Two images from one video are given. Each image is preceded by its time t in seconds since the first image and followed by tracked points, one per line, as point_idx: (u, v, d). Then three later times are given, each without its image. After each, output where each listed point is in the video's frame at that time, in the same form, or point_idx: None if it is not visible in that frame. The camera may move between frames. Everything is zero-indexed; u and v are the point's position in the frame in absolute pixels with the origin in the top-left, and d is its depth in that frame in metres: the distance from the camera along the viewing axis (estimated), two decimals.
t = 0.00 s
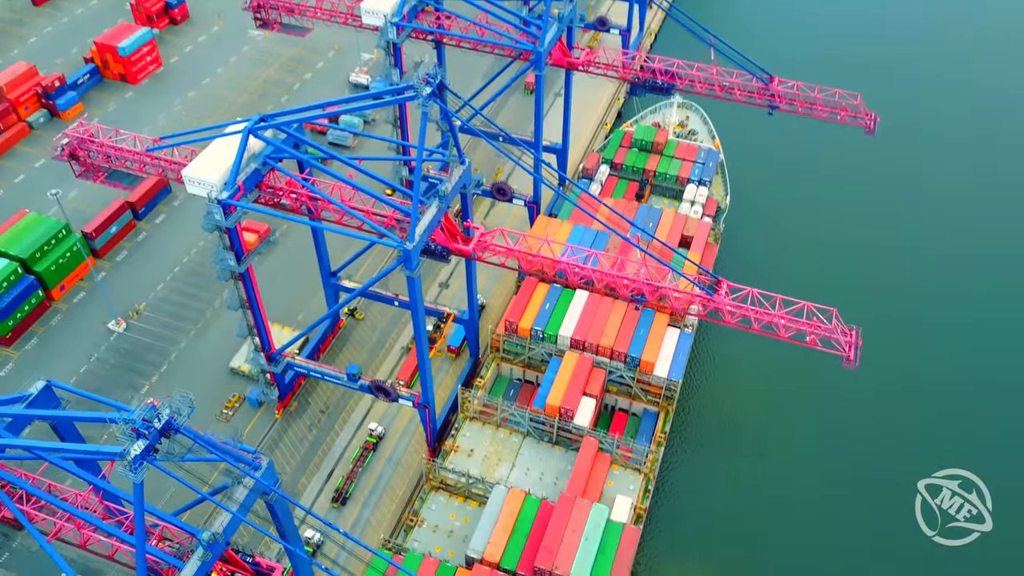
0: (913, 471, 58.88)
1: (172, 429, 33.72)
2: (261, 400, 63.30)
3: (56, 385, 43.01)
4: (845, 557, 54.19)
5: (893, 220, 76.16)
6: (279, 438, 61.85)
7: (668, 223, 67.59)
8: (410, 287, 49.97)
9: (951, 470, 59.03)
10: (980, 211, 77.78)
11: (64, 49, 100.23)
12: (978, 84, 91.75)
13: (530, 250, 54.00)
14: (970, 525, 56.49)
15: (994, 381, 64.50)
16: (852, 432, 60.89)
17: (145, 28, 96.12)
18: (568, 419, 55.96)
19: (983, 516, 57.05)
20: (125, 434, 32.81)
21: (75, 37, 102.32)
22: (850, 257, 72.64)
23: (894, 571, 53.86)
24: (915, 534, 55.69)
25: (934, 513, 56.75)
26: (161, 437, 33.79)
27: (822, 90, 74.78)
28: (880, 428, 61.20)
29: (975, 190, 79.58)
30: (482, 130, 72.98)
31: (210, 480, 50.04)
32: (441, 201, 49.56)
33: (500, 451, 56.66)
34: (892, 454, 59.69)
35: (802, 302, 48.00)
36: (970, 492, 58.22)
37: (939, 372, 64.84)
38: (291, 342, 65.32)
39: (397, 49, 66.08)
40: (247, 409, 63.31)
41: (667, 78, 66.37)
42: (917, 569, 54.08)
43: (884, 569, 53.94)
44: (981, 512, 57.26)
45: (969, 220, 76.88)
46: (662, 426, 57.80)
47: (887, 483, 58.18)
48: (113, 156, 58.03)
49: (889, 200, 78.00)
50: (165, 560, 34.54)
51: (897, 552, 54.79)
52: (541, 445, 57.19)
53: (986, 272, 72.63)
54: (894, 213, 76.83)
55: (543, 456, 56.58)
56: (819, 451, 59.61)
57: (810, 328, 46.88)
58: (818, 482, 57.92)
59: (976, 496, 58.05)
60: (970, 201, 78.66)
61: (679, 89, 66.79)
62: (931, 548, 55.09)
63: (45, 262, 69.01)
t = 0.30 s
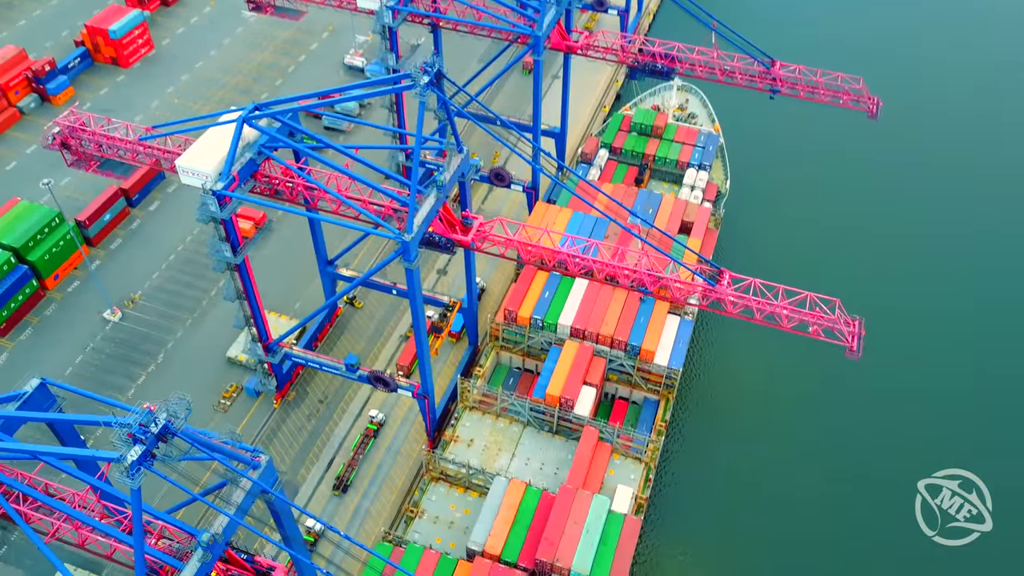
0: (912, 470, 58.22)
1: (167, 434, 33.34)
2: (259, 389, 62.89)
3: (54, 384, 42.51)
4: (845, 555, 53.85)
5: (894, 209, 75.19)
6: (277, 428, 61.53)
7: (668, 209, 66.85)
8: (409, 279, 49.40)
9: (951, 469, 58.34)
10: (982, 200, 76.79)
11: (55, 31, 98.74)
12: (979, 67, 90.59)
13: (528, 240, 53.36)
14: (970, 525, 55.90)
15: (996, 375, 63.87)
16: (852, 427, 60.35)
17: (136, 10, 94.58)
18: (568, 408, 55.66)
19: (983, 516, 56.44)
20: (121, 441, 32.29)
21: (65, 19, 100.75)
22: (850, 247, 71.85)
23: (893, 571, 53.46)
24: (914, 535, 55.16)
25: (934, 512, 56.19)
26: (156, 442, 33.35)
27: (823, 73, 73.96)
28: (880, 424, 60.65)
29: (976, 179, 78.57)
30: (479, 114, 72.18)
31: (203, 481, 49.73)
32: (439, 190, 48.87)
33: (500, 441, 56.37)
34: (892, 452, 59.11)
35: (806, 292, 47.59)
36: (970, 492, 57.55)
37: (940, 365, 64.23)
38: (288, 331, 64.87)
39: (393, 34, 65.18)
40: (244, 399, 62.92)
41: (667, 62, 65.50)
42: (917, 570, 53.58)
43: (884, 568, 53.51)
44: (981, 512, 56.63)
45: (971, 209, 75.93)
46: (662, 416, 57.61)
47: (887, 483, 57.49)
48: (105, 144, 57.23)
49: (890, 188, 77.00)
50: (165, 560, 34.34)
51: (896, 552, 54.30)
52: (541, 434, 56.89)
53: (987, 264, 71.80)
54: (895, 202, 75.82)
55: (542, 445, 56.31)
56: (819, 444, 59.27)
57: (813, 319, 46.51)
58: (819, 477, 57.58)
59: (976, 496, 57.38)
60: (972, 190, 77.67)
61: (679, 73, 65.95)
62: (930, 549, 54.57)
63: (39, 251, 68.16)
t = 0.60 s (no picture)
0: (911, 470, 57.54)
1: (165, 441, 32.97)
2: (256, 380, 62.41)
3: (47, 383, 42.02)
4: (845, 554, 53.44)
5: (894, 198, 74.29)
6: (274, 419, 61.15)
7: (666, 193, 66.22)
8: (406, 270, 48.86)
9: (951, 470, 57.63)
10: (982, 188, 75.89)
11: (42, 14, 97.03)
12: (979, 51, 89.49)
13: (526, 230, 52.86)
14: (970, 526, 55.25)
15: (996, 377, 62.81)
16: (851, 425, 59.65)
17: None
18: (568, 397, 55.41)
19: (983, 516, 55.76)
20: (117, 448, 31.86)
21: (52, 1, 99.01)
22: (850, 235, 71.08)
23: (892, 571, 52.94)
24: (913, 534, 54.60)
25: (933, 513, 55.56)
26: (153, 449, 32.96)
27: (823, 56, 73.19)
28: (880, 419, 60.10)
29: (976, 167, 77.67)
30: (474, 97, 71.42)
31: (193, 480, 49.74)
32: (435, 180, 48.17)
33: (499, 431, 56.05)
34: (892, 449, 58.53)
35: (807, 281, 47.24)
36: (970, 492, 56.83)
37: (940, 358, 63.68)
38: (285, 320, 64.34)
39: (387, 17, 64.16)
40: (241, 390, 62.51)
41: (665, 45, 64.66)
42: (916, 570, 53.09)
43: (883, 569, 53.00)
44: (981, 512, 55.94)
45: (971, 198, 75.04)
46: (661, 404, 57.44)
47: (886, 482, 56.90)
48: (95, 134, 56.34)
49: (889, 176, 76.06)
50: (164, 563, 34.05)
51: (895, 552, 53.77)
52: (541, 424, 56.57)
53: (987, 255, 71.01)
54: (894, 191, 74.84)
55: (542, 435, 55.98)
56: (819, 435, 59.03)
57: (814, 309, 46.22)
58: (820, 472, 57.16)
59: (976, 496, 56.66)
60: (972, 178, 76.77)
61: (678, 56, 65.16)
62: (929, 549, 54.01)
63: (30, 241, 67.20)
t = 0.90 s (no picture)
0: (911, 470, 57.00)
1: (160, 450, 32.84)
2: (250, 372, 61.87)
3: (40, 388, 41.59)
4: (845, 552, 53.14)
5: (893, 186, 73.41)
6: (269, 411, 60.70)
7: (662, 178, 65.55)
8: (400, 262, 48.24)
9: (951, 470, 57.06)
10: (980, 176, 75.08)
11: None
12: (976, 34, 88.41)
13: (521, 219, 52.32)
14: (970, 526, 54.77)
15: (994, 369, 62.33)
16: (850, 422, 59.07)
17: None
18: (565, 386, 55.15)
19: (983, 516, 55.25)
20: (112, 459, 31.63)
21: None
22: (847, 224, 70.29)
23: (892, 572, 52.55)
24: (912, 534, 54.18)
25: (933, 513, 55.09)
26: (147, 459, 32.79)
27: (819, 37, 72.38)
28: (878, 415, 59.53)
29: (974, 154, 76.84)
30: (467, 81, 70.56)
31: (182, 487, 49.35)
32: (429, 170, 47.40)
33: (496, 422, 55.70)
34: (892, 445, 58.09)
35: (805, 270, 47.06)
36: (970, 492, 56.29)
37: (938, 351, 63.15)
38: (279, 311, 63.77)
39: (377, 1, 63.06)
40: (236, 383, 61.97)
41: (660, 28, 63.70)
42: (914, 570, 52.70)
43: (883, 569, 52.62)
44: (981, 512, 55.43)
45: (968, 186, 74.24)
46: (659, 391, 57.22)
47: (885, 481, 56.43)
48: (81, 125, 55.39)
49: (887, 163, 75.20)
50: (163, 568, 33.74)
51: (895, 552, 53.34)
52: (538, 414, 56.24)
53: (985, 244, 70.31)
54: (891, 180, 73.89)
55: (540, 425, 55.65)
56: (817, 426, 58.75)
57: (812, 298, 46.06)
58: (818, 467, 56.83)
59: (976, 496, 56.13)
60: (969, 166, 75.96)
61: (672, 38, 64.25)
62: (929, 550, 53.57)
63: (17, 233, 66.12)
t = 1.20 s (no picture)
0: (911, 470, 56.64)
1: (154, 460, 32.48)
2: (242, 366, 61.29)
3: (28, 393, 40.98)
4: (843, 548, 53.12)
5: (887, 173, 72.78)
6: (263, 405, 60.21)
7: (655, 162, 64.94)
8: (393, 256, 47.59)
9: (951, 470, 56.71)
10: (974, 164, 74.46)
11: None
12: (970, 15, 87.53)
13: (514, 208, 51.77)
14: (970, 526, 54.57)
15: (989, 361, 62.13)
16: (849, 417, 58.80)
17: None
18: (560, 374, 54.86)
19: (983, 516, 55.04)
20: (105, 472, 31.25)
21: None
22: (841, 211, 69.78)
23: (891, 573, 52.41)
24: (911, 535, 53.99)
25: (933, 513, 54.87)
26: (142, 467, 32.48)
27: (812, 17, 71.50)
28: (875, 407, 59.37)
29: (968, 141, 76.16)
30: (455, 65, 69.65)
31: (169, 495, 49.03)
32: (420, 162, 46.66)
33: (492, 412, 55.40)
34: (890, 440, 57.88)
35: (802, 257, 46.77)
36: (970, 492, 56.00)
37: (936, 344, 62.78)
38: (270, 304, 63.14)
39: None
40: (228, 376, 61.44)
41: (651, 9, 62.47)
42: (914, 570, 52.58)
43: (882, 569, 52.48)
44: (981, 512, 55.21)
45: (963, 173, 73.64)
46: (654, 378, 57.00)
47: (884, 479, 56.19)
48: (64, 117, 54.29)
49: (880, 149, 74.52)
50: None
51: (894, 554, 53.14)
52: (534, 403, 55.94)
53: (981, 233, 69.76)
54: (887, 168, 73.15)
55: (536, 415, 55.38)
56: (813, 417, 58.58)
57: (810, 286, 45.85)
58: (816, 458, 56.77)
59: (976, 496, 55.88)
60: (964, 152, 75.32)
61: (664, 20, 63.12)
62: (928, 551, 53.36)
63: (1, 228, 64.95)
